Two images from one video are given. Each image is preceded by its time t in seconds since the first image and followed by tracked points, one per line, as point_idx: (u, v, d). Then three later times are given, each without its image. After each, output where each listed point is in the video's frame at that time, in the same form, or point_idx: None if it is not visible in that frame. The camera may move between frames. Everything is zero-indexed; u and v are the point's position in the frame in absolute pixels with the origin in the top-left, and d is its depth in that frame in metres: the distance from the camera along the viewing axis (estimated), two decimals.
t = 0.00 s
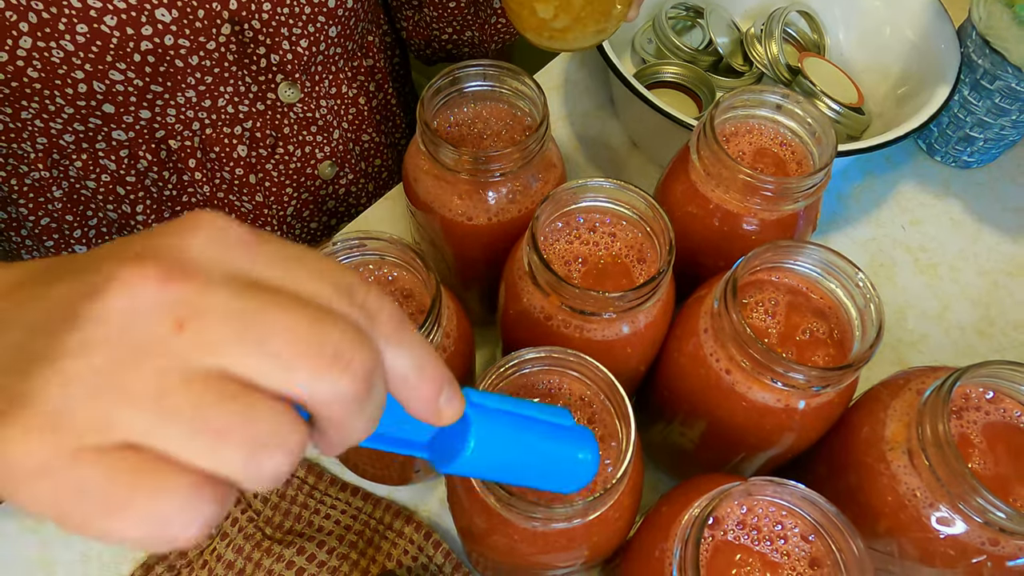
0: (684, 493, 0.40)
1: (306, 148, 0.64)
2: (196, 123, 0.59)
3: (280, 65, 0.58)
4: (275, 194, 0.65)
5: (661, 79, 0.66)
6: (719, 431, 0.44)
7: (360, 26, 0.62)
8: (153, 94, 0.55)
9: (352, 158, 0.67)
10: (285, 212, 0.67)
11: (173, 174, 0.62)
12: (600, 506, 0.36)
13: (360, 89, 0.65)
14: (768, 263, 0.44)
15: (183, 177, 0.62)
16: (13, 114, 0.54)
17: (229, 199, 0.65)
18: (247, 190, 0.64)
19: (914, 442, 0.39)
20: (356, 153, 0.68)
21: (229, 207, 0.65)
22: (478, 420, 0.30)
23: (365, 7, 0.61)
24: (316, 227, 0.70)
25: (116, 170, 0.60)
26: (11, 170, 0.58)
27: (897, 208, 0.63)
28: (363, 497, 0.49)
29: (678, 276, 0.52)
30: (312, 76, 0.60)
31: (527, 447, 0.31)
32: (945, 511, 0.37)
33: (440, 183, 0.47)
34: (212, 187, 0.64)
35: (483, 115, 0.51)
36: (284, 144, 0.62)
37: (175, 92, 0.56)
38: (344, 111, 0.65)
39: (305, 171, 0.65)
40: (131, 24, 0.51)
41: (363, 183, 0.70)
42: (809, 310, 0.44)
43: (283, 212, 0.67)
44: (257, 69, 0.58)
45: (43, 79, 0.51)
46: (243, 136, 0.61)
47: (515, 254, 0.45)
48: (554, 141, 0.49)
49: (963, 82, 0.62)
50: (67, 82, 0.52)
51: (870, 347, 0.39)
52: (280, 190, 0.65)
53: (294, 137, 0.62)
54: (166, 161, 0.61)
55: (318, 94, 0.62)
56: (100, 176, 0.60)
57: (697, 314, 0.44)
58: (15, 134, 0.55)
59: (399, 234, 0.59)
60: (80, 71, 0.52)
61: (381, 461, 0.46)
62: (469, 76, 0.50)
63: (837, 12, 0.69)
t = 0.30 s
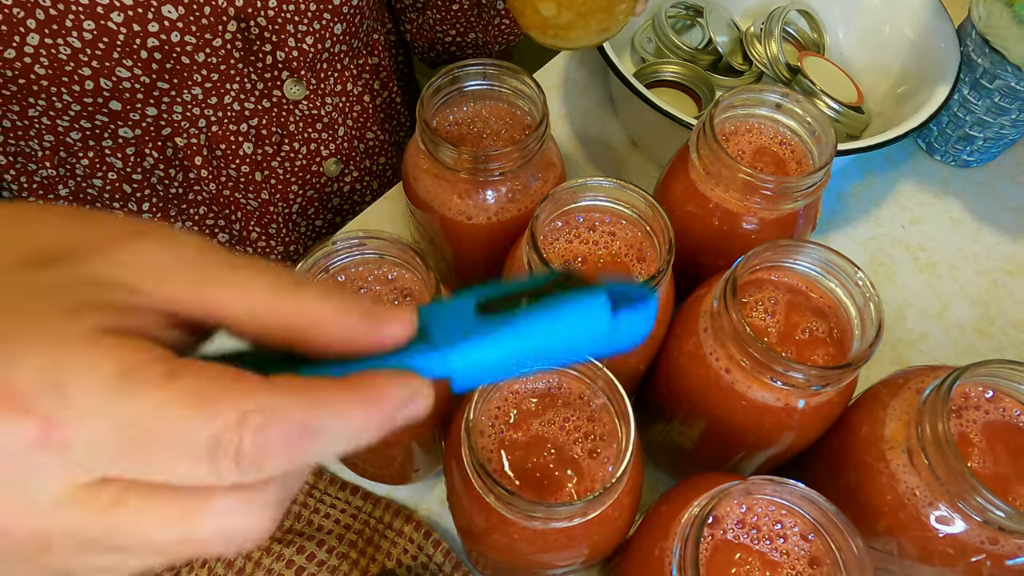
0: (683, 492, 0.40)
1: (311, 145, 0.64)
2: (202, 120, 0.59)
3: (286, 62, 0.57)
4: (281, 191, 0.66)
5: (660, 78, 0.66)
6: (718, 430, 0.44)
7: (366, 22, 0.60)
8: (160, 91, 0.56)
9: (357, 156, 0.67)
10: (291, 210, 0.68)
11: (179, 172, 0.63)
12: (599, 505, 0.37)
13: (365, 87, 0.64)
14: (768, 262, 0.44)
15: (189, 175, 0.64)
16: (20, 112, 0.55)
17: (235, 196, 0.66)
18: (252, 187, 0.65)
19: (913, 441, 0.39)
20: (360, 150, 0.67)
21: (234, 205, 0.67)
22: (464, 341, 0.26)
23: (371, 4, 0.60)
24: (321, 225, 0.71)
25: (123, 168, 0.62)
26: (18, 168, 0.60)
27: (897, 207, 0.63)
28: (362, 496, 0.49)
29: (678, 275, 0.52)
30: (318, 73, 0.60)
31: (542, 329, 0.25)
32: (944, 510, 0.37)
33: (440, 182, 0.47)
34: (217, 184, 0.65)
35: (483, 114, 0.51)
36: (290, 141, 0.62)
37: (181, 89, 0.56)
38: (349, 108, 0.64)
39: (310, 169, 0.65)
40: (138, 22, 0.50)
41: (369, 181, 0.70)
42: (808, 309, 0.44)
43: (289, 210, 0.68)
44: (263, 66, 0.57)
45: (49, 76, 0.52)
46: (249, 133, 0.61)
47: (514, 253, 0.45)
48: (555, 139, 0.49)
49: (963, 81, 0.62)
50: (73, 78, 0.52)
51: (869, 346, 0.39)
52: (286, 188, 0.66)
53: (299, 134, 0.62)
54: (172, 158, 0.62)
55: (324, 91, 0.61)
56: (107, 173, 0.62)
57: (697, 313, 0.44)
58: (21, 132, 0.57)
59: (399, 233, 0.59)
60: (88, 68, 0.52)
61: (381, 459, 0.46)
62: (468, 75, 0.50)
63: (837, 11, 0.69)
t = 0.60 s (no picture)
0: (683, 492, 0.40)
1: (307, 147, 0.64)
2: (196, 120, 0.57)
3: (281, 63, 0.57)
4: (275, 192, 0.65)
5: (660, 77, 0.66)
6: (718, 429, 0.44)
7: (362, 25, 0.61)
8: (152, 91, 0.53)
9: (353, 158, 0.68)
10: (285, 212, 0.68)
11: (172, 172, 0.60)
12: (599, 504, 0.37)
13: (362, 89, 0.65)
14: (767, 261, 0.44)
15: (182, 175, 0.60)
16: (6, 105, 0.50)
17: (229, 197, 0.64)
18: (246, 188, 0.64)
19: (913, 440, 0.39)
20: (357, 152, 0.68)
21: (228, 206, 0.65)
22: None
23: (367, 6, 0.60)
24: (316, 227, 0.71)
25: (114, 166, 0.57)
26: None
27: (897, 207, 0.63)
28: (362, 496, 0.49)
29: (677, 275, 0.52)
30: (313, 74, 0.60)
31: None
32: (944, 509, 0.37)
33: (439, 181, 0.47)
34: (211, 186, 0.63)
35: (482, 113, 0.51)
36: (285, 143, 0.62)
37: (174, 90, 0.54)
38: (345, 110, 0.65)
39: (305, 171, 0.65)
40: (130, 20, 0.49)
41: (365, 183, 0.71)
42: (808, 308, 0.44)
43: (283, 212, 0.67)
44: (257, 67, 0.57)
45: (40, 72, 0.48)
46: (243, 135, 0.60)
47: (514, 253, 0.45)
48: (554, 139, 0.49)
49: (963, 80, 0.62)
50: (64, 77, 0.49)
51: (869, 345, 0.39)
52: (280, 189, 0.65)
53: (294, 136, 0.62)
54: (165, 159, 0.58)
55: (319, 93, 0.61)
56: (95, 173, 0.56)
57: (697, 313, 0.44)
58: (6, 127, 0.51)
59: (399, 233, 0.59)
60: (78, 65, 0.49)
61: (380, 459, 0.46)
62: (468, 74, 0.50)
63: (837, 10, 0.69)
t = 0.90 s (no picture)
0: (683, 491, 0.40)
1: (308, 142, 0.64)
2: (197, 115, 0.57)
3: (282, 58, 0.57)
4: (275, 187, 0.65)
5: (659, 77, 0.66)
6: (718, 428, 0.44)
7: (362, 20, 0.61)
8: (155, 85, 0.53)
9: (353, 154, 0.68)
10: (285, 207, 0.68)
11: (170, 166, 0.60)
12: (599, 503, 0.37)
13: (362, 85, 0.65)
14: (767, 260, 0.44)
15: (180, 170, 0.61)
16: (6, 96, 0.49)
17: (227, 193, 0.64)
18: (244, 184, 0.64)
19: (913, 439, 0.39)
20: (357, 148, 0.68)
21: (225, 201, 0.65)
22: None
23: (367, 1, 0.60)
24: (317, 223, 0.72)
25: (111, 159, 0.57)
26: None
27: (896, 206, 0.63)
28: (361, 495, 0.50)
29: (677, 274, 0.52)
30: (314, 70, 0.60)
31: None
32: (943, 509, 0.37)
33: (439, 180, 0.47)
34: (210, 181, 0.63)
35: (482, 112, 0.51)
36: (286, 138, 0.62)
37: (177, 83, 0.54)
38: (345, 106, 0.65)
39: (306, 166, 0.66)
40: (133, 12, 0.48)
41: (365, 179, 0.71)
42: (808, 308, 0.44)
43: (283, 208, 0.67)
44: (259, 61, 0.57)
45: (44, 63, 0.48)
46: (244, 130, 0.60)
47: (514, 252, 0.45)
48: (554, 138, 0.49)
49: (963, 80, 0.62)
50: (68, 68, 0.49)
51: (869, 345, 0.39)
52: (282, 184, 0.65)
53: (295, 131, 0.62)
54: (164, 152, 0.59)
55: (320, 88, 0.61)
56: (93, 165, 0.56)
57: (697, 312, 0.44)
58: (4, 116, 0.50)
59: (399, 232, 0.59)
60: (82, 56, 0.49)
61: (380, 458, 0.46)
62: (468, 73, 0.50)
63: (837, 9, 0.69)
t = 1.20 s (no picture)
0: (682, 490, 0.40)
1: (308, 145, 0.64)
2: (197, 119, 0.57)
3: (282, 61, 0.57)
4: (275, 191, 0.65)
5: (659, 76, 0.66)
6: (718, 428, 0.44)
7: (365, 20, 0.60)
8: (155, 89, 0.53)
9: (353, 157, 0.68)
10: (286, 210, 0.68)
11: (171, 171, 0.60)
12: (599, 502, 0.37)
13: (363, 88, 0.64)
14: (767, 259, 0.44)
15: (181, 174, 0.61)
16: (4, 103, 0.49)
17: (228, 196, 0.64)
18: (246, 187, 0.64)
19: (913, 438, 0.39)
20: (357, 151, 0.68)
21: (226, 205, 0.65)
22: None
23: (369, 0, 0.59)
24: (317, 226, 0.72)
25: (112, 164, 0.57)
26: None
27: (896, 206, 0.63)
28: (361, 495, 0.50)
29: (677, 274, 0.52)
30: (314, 72, 0.59)
31: None
32: (943, 508, 0.37)
33: (439, 180, 0.47)
34: (211, 185, 0.63)
35: (482, 112, 0.51)
36: (286, 141, 0.62)
37: (177, 87, 0.54)
38: (346, 108, 0.64)
39: (306, 169, 0.66)
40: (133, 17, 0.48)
41: (365, 181, 0.71)
42: (808, 307, 0.44)
43: (284, 211, 0.68)
44: (260, 64, 0.57)
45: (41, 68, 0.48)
46: (245, 133, 0.60)
47: (514, 252, 0.45)
48: (554, 138, 0.49)
49: (963, 79, 0.62)
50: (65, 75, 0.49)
51: (868, 344, 0.39)
52: (281, 188, 0.65)
53: (295, 135, 0.62)
54: (165, 157, 0.59)
55: (321, 91, 0.61)
56: (94, 171, 0.56)
57: (697, 311, 0.44)
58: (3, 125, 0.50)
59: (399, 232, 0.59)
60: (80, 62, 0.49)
61: (380, 457, 0.46)
62: (468, 73, 0.50)
63: (837, 9, 0.69)
